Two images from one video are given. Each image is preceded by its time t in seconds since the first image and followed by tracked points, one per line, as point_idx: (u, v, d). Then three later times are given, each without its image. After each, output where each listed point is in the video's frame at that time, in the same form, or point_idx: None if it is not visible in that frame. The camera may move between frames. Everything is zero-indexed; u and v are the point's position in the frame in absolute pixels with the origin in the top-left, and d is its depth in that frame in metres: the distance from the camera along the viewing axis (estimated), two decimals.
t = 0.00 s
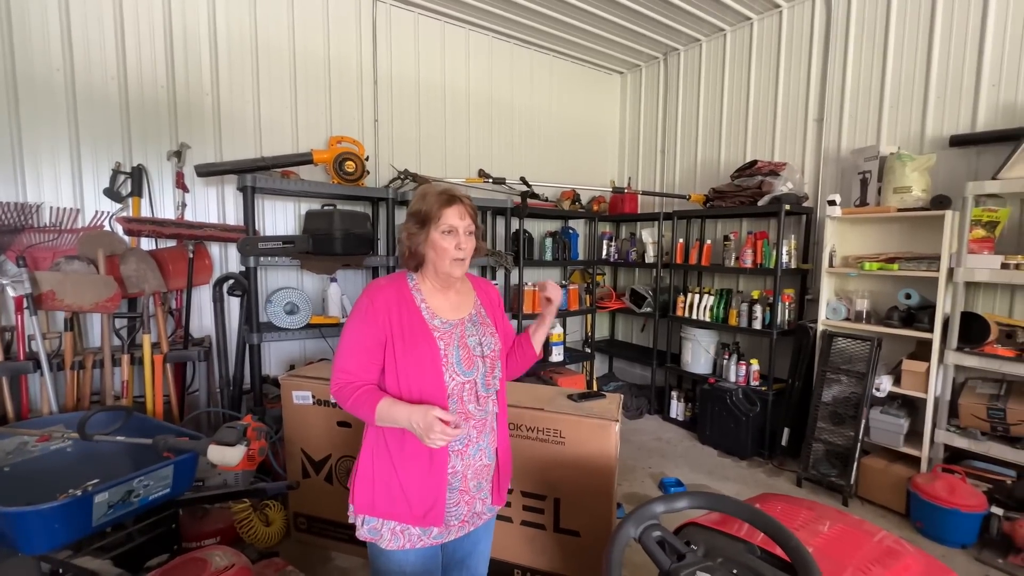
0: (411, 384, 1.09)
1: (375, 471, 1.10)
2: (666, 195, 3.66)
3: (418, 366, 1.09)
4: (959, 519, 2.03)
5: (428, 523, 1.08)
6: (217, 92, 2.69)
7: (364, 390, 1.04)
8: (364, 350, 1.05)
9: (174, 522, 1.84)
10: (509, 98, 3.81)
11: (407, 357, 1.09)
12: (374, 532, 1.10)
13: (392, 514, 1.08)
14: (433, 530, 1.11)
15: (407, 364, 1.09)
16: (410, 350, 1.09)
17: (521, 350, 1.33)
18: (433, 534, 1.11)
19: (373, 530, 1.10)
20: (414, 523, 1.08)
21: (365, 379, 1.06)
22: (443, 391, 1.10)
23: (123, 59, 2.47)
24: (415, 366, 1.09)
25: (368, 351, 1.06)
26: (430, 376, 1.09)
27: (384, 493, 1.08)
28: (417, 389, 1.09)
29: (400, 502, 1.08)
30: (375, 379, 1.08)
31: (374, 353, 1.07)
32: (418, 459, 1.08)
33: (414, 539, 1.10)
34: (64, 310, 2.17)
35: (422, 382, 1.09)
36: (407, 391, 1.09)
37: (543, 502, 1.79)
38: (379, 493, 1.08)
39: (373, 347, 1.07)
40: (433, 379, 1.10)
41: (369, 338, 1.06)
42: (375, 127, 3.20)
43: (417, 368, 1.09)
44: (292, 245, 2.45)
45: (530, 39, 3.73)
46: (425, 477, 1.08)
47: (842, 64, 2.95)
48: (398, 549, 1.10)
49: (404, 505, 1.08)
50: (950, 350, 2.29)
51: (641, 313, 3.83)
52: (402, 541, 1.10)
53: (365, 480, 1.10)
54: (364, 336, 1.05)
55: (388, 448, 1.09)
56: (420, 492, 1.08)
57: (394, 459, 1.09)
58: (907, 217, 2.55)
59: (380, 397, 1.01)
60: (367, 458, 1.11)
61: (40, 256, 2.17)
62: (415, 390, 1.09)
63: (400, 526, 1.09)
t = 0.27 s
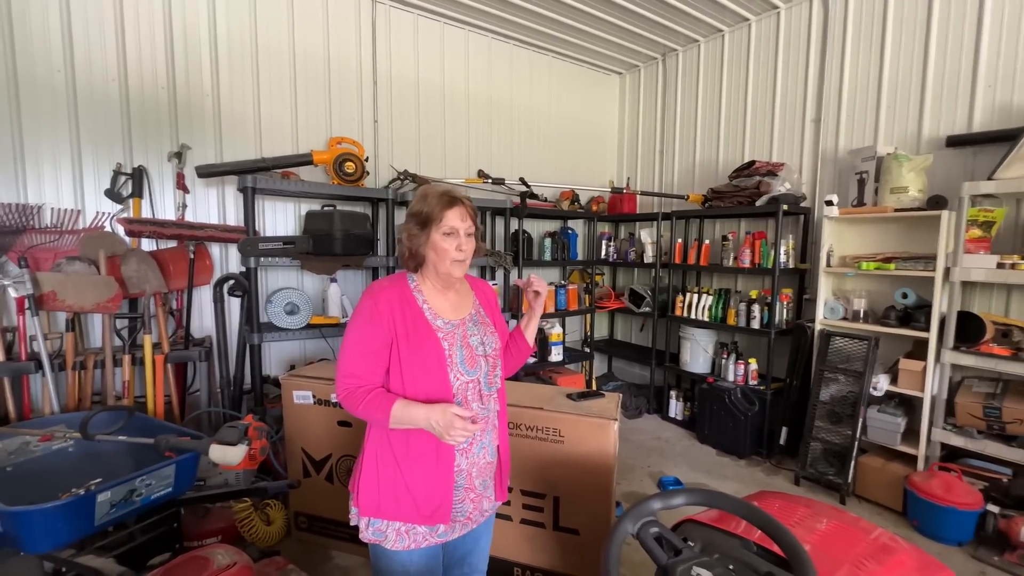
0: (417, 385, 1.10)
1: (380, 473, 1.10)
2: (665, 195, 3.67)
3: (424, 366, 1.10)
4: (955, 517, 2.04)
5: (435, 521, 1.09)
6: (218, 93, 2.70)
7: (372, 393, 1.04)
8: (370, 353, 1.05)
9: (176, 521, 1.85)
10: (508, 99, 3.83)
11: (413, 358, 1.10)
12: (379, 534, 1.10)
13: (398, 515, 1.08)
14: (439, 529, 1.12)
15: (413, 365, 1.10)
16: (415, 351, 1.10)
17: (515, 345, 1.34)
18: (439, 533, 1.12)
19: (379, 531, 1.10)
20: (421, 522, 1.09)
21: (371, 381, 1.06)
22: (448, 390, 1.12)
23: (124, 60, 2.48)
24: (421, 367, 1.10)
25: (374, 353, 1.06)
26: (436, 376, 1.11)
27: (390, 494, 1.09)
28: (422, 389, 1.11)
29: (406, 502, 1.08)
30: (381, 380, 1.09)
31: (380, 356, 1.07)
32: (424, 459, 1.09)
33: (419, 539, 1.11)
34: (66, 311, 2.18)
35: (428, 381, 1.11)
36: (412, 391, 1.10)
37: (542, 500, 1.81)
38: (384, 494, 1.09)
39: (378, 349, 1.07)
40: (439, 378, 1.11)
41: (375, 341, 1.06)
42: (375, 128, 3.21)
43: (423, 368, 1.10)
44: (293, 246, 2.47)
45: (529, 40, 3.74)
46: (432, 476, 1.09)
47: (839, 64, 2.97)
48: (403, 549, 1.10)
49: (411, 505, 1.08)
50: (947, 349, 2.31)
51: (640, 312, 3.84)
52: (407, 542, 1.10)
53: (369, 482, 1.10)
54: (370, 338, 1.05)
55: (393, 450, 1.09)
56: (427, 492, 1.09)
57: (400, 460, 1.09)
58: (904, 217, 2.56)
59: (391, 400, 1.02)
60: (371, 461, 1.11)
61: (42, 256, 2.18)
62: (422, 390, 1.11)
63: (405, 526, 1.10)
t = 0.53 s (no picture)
0: (420, 384, 1.11)
1: (384, 470, 1.10)
2: (667, 193, 3.67)
3: (428, 366, 1.11)
4: (958, 516, 2.04)
5: (437, 520, 1.10)
6: (220, 92, 2.71)
7: (376, 391, 1.05)
8: (375, 352, 1.06)
9: (180, 519, 1.86)
10: (510, 98, 3.83)
11: (417, 358, 1.10)
12: (383, 531, 1.10)
13: (401, 512, 1.09)
14: (441, 527, 1.12)
15: (417, 364, 1.10)
16: (420, 351, 1.10)
17: (522, 346, 1.34)
18: (442, 531, 1.13)
19: (382, 528, 1.10)
20: (424, 520, 1.10)
21: (375, 380, 1.07)
22: (452, 389, 1.12)
23: (127, 60, 2.49)
24: (425, 366, 1.11)
25: (379, 352, 1.07)
26: (439, 375, 1.11)
27: (394, 492, 1.09)
28: (426, 388, 1.11)
29: (410, 499, 1.09)
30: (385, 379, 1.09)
31: (384, 355, 1.08)
32: (428, 458, 1.10)
33: (422, 537, 1.11)
34: (70, 311, 2.19)
35: (432, 381, 1.11)
36: (416, 391, 1.11)
37: (544, 499, 1.81)
38: (388, 491, 1.09)
39: (383, 348, 1.08)
40: (443, 378, 1.12)
41: (379, 340, 1.07)
42: (376, 127, 3.21)
43: (427, 367, 1.11)
44: (295, 245, 2.47)
45: (530, 39, 3.74)
46: (435, 475, 1.10)
47: (842, 62, 2.96)
48: (406, 546, 1.11)
49: (414, 503, 1.09)
50: (950, 347, 2.30)
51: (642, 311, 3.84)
52: (410, 539, 1.11)
53: (374, 479, 1.10)
54: (374, 338, 1.06)
55: (397, 448, 1.10)
56: (430, 491, 1.10)
57: (404, 458, 1.10)
58: (907, 215, 2.55)
59: (395, 399, 1.03)
60: (375, 458, 1.11)
61: (46, 256, 2.19)
62: (426, 389, 1.11)
63: (409, 524, 1.10)
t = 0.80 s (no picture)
0: (425, 382, 1.11)
1: (389, 465, 1.11)
2: (668, 191, 3.66)
3: (432, 364, 1.11)
4: (960, 513, 2.04)
5: (440, 516, 1.10)
6: (221, 91, 2.71)
7: (381, 387, 1.06)
8: (381, 347, 1.07)
9: (182, 517, 1.86)
10: (511, 96, 3.82)
11: (422, 355, 1.11)
12: (388, 524, 1.11)
13: (405, 508, 1.09)
14: (445, 523, 1.12)
15: (422, 362, 1.11)
16: (425, 348, 1.11)
17: (532, 351, 1.33)
18: (445, 527, 1.13)
19: (387, 521, 1.11)
20: (427, 516, 1.10)
21: (381, 376, 1.08)
22: (455, 388, 1.12)
23: (128, 59, 2.49)
24: (430, 363, 1.11)
25: (385, 348, 1.08)
26: (443, 374, 1.11)
27: (397, 486, 1.10)
28: (430, 386, 1.11)
29: (413, 494, 1.09)
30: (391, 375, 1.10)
31: (390, 351, 1.09)
32: (431, 454, 1.10)
33: (426, 532, 1.11)
34: (72, 309, 2.19)
35: (436, 379, 1.11)
36: (420, 388, 1.11)
37: (545, 496, 1.81)
38: (392, 485, 1.10)
39: (389, 345, 1.09)
40: (447, 376, 1.12)
41: (385, 336, 1.08)
42: (377, 125, 3.21)
43: (431, 365, 1.11)
44: (296, 244, 2.48)
45: (531, 37, 3.73)
46: (439, 471, 1.10)
47: (843, 59, 2.95)
48: (410, 542, 1.11)
49: (417, 498, 1.09)
50: (952, 345, 2.30)
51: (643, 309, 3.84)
52: (414, 535, 1.11)
53: (379, 473, 1.11)
54: (380, 334, 1.07)
55: (402, 442, 1.11)
56: (432, 486, 1.10)
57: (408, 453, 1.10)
58: (909, 212, 2.55)
59: (398, 395, 1.03)
60: (381, 452, 1.12)
61: (48, 255, 2.19)
62: (430, 387, 1.11)
63: (413, 519, 1.10)
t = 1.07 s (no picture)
0: (434, 382, 1.11)
1: (398, 468, 1.11)
2: (673, 188, 3.64)
3: (441, 364, 1.11)
4: (969, 512, 2.02)
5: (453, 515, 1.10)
6: (225, 89, 2.72)
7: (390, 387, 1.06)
8: (389, 347, 1.07)
9: (189, 514, 1.87)
10: (515, 93, 3.81)
11: (431, 355, 1.10)
12: (401, 528, 1.10)
13: (417, 510, 1.09)
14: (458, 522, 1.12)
15: (431, 361, 1.10)
16: (433, 348, 1.11)
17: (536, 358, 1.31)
18: (459, 526, 1.13)
19: (401, 526, 1.10)
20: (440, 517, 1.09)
21: (389, 376, 1.07)
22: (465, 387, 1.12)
23: (133, 57, 2.49)
24: (439, 363, 1.10)
25: (393, 348, 1.08)
26: (453, 373, 1.11)
27: (408, 490, 1.09)
28: (439, 386, 1.11)
29: (424, 496, 1.09)
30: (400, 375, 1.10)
31: (399, 351, 1.09)
32: (439, 454, 1.10)
33: (442, 532, 1.11)
34: (79, 307, 2.20)
35: (445, 378, 1.11)
36: (429, 387, 1.11)
37: (551, 494, 1.81)
38: (403, 489, 1.10)
39: (398, 344, 1.08)
40: (456, 376, 1.11)
41: (394, 336, 1.07)
42: (381, 123, 3.21)
43: (441, 365, 1.11)
44: (301, 242, 2.48)
45: (536, 34, 3.72)
46: (448, 471, 1.10)
47: (851, 55, 2.92)
48: (426, 544, 1.11)
49: (427, 500, 1.09)
50: (961, 343, 2.28)
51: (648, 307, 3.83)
52: (430, 536, 1.10)
53: (388, 478, 1.11)
54: (389, 333, 1.07)
55: (410, 445, 1.10)
56: (442, 486, 1.09)
57: (416, 453, 1.10)
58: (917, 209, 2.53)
59: (407, 395, 1.03)
60: (389, 457, 1.12)
61: (54, 253, 2.20)
62: (439, 386, 1.11)
63: (427, 521, 1.10)
